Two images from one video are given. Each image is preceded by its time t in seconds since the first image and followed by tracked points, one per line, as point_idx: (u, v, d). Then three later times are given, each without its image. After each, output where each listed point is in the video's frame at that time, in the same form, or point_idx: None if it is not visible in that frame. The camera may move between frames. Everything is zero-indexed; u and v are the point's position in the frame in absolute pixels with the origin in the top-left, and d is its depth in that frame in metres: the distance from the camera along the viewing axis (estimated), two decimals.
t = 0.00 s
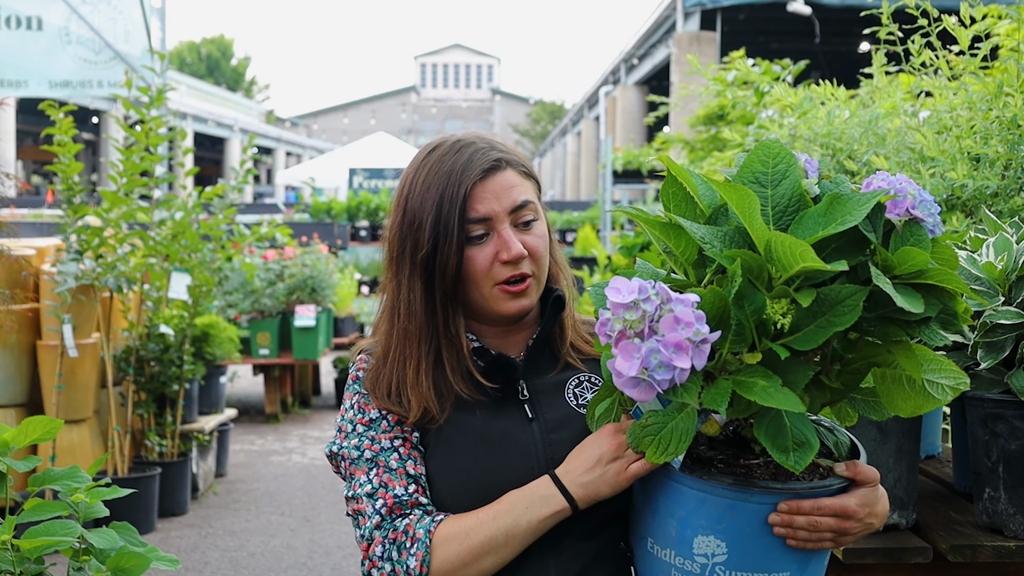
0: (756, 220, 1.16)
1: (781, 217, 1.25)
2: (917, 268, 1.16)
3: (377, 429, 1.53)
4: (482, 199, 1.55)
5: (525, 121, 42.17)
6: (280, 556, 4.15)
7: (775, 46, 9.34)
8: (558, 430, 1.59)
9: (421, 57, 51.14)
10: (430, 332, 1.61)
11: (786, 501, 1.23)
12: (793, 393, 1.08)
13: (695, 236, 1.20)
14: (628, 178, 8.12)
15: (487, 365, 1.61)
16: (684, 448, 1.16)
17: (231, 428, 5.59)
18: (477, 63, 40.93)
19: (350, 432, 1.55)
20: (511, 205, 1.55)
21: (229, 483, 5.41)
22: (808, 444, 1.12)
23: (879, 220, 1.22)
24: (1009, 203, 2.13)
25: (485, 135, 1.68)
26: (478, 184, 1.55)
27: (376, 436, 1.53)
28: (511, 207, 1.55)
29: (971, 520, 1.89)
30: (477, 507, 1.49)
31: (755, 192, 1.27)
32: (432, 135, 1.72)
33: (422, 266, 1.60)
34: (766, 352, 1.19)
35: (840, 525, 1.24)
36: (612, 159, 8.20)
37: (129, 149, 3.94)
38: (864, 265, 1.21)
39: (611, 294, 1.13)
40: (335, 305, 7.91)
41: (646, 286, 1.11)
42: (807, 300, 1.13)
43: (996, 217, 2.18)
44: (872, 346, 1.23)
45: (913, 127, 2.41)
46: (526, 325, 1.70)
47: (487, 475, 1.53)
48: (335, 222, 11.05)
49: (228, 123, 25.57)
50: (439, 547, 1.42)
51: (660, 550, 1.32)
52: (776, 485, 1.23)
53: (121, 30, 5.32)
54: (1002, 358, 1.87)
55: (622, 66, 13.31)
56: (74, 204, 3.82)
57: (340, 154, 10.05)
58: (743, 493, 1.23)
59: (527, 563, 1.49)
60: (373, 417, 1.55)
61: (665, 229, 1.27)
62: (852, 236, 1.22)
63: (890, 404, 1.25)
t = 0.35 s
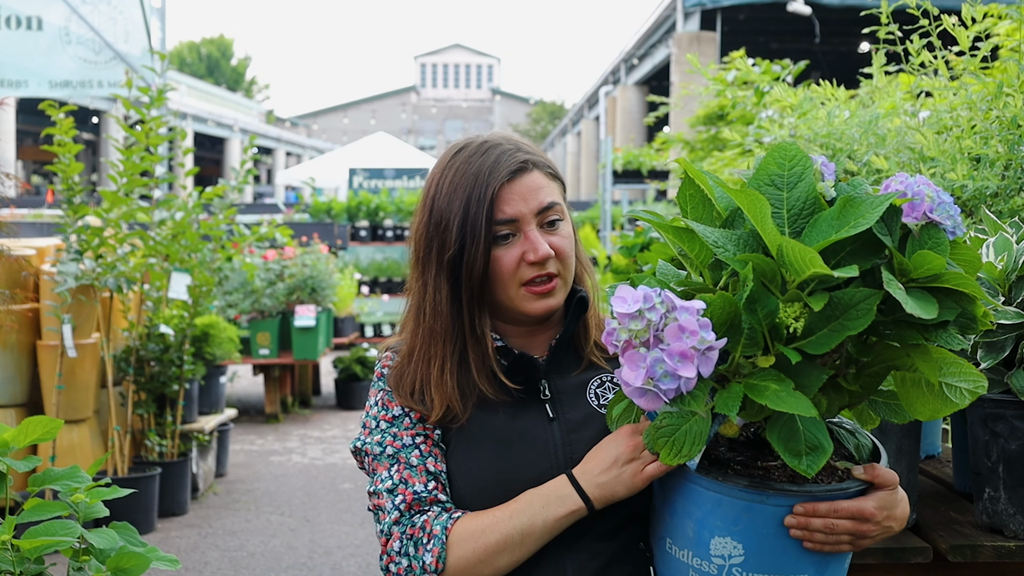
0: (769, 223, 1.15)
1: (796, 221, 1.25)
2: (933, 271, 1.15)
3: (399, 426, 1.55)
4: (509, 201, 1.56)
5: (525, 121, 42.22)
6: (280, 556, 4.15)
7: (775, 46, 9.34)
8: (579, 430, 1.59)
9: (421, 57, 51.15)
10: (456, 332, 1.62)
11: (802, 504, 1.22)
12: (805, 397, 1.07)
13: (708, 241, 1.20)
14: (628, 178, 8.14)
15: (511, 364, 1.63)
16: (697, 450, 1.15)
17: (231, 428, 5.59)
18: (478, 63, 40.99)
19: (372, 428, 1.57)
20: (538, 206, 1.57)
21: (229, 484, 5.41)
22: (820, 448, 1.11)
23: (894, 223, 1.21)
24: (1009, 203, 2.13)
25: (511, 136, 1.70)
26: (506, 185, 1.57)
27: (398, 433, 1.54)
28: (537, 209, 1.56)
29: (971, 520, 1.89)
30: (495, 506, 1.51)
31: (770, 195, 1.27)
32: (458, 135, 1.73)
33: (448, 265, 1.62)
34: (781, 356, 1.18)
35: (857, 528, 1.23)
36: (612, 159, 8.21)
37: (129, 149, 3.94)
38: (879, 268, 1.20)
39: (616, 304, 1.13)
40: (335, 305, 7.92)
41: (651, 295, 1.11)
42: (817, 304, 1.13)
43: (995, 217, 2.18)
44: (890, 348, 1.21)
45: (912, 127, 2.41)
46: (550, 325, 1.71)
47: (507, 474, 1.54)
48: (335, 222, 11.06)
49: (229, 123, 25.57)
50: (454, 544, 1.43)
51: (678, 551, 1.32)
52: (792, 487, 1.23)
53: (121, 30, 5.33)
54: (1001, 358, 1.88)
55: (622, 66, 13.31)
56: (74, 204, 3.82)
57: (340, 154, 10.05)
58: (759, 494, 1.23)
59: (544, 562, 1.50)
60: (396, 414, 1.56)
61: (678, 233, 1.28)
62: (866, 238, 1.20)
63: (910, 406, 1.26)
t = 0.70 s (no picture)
0: (779, 227, 1.15)
1: (810, 225, 1.25)
2: (948, 276, 1.14)
3: (424, 425, 1.56)
4: (525, 204, 1.57)
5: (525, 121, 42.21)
6: (280, 556, 4.15)
7: (775, 46, 9.34)
8: (600, 430, 1.58)
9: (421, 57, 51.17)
10: (477, 332, 1.64)
11: (817, 508, 1.21)
12: (810, 402, 1.07)
13: (720, 242, 1.20)
14: (628, 178, 8.14)
15: (534, 364, 1.62)
16: (707, 451, 1.15)
17: (231, 428, 5.59)
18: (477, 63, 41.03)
19: (401, 427, 1.59)
20: (554, 210, 1.56)
21: (229, 484, 5.41)
22: (829, 452, 1.11)
23: (909, 230, 1.21)
24: (1009, 203, 2.12)
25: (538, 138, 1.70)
26: (523, 188, 1.57)
27: (423, 432, 1.56)
28: (554, 211, 1.56)
29: (971, 520, 1.89)
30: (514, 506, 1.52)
31: (786, 198, 1.27)
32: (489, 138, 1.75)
33: (467, 266, 1.64)
34: (787, 360, 1.18)
35: (874, 533, 1.22)
36: (612, 159, 8.21)
37: (129, 149, 3.94)
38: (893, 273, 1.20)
39: (623, 297, 1.13)
40: (335, 305, 7.92)
41: (657, 290, 1.12)
42: (825, 309, 1.12)
43: (996, 217, 2.17)
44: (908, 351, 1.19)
45: (912, 128, 2.41)
46: (575, 327, 1.70)
47: (529, 474, 1.55)
48: (335, 222, 11.06)
49: (229, 123, 25.58)
50: (473, 543, 1.45)
51: (696, 553, 1.32)
52: (807, 490, 1.22)
53: (121, 30, 5.34)
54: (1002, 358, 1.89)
55: (622, 66, 13.31)
56: (74, 204, 3.82)
57: (340, 154, 10.06)
58: (773, 498, 1.23)
59: (561, 562, 1.50)
60: (422, 413, 1.58)
61: (691, 235, 1.28)
62: (880, 243, 1.20)
63: (930, 412, 1.24)
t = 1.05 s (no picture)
0: (784, 228, 1.15)
1: (819, 227, 1.24)
2: (956, 280, 1.12)
3: (444, 420, 1.58)
4: (522, 209, 1.60)
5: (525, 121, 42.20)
6: (280, 556, 4.15)
7: (775, 47, 9.34)
8: (615, 430, 1.57)
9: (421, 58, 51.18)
10: (486, 334, 1.67)
11: (825, 511, 1.21)
12: (811, 403, 1.07)
13: (726, 242, 1.21)
14: (628, 178, 8.14)
15: (548, 365, 1.64)
16: (712, 451, 1.15)
17: (231, 428, 5.59)
18: (477, 63, 41.08)
19: (422, 422, 1.61)
20: (551, 215, 1.58)
21: (229, 484, 5.41)
22: (831, 454, 1.11)
23: (917, 232, 1.21)
24: (1009, 203, 2.09)
25: (546, 142, 1.72)
26: (519, 194, 1.60)
27: (442, 428, 1.58)
28: (549, 217, 1.58)
29: (971, 520, 1.89)
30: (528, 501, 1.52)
31: (797, 200, 1.27)
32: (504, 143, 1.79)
33: (471, 270, 1.69)
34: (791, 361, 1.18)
35: (883, 538, 1.21)
36: (611, 159, 8.22)
37: (129, 149, 3.94)
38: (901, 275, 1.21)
39: (625, 296, 1.12)
40: (335, 305, 7.93)
41: (658, 289, 1.11)
42: (828, 310, 1.12)
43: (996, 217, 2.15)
44: (917, 356, 1.19)
45: (912, 128, 2.41)
46: (590, 329, 1.68)
47: (543, 471, 1.55)
48: (335, 222, 11.06)
49: (229, 123, 25.59)
50: (485, 538, 1.47)
51: (708, 553, 1.33)
52: (814, 493, 1.22)
53: (121, 30, 5.35)
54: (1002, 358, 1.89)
55: (622, 66, 13.32)
56: (74, 204, 3.82)
57: (340, 154, 10.06)
58: (781, 499, 1.23)
59: (572, 560, 1.51)
60: (442, 409, 1.60)
61: (699, 235, 1.28)
62: (888, 245, 1.21)
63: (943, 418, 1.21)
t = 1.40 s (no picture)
0: (788, 232, 1.15)
1: (824, 229, 1.24)
2: (961, 283, 1.13)
3: (452, 420, 1.58)
4: (504, 211, 1.63)
5: (525, 121, 42.20)
6: (281, 556, 4.15)
7: (775, 47, 9.34)
8: (622, 429, 1.57)
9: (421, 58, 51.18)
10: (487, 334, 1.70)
11: (829, 512, 1.21)
12: (815, 406, 1.07)
13: (730, 246, 1.21)
14: (628, 178, 8.15)
15: (557, 365, 1.64)
16: (717, 453, 1.15)
17: (231, 428, 5.59)
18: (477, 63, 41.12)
19: (431, 421, 1.61)
20: (530, 214, 1.61)
21: (229, 484, 5.40)
22: (836, 457, 1.11)
23: (922, 235, 1.21)
24: (1009, 203, 2.09)
25: (538, 142, 1.74)
26: (502, 197, 1.64)
27: (450, 427, 1.57)
28: (530, 216, 1.61)
29: (972, 520, 1.89)
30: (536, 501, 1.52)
31: (802, 202, 1.27)
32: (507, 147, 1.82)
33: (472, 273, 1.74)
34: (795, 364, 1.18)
35: (888, 540, 1.21)
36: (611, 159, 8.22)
37: (128, 149, 3.94)
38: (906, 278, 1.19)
39: (620, 312, 1.12)
40: (335, 305, 7.93)
41: (653, 304, 1.10)
42: (832, 314, 1.12)
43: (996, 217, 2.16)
44: (922, 359, 1.19)
45: (912, 128, 2.41)
46: (593, 327, 1.69)
47: (551, 470, 1.55)
48: (335, 222, 11.06)
49: (229, 122, 25.59)
50: (492, 538, 1.46)
51: (712, 553, 1.32)
52: (819, 495, 1.22)
53: (121, 30, 5.36)
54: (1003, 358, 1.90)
55: (622, 66, 13.32)
56: (74, 204, 3.81)
57: (340, 154, 10.06)
58: (786, 501, 1.22)
59: (576, 560, 1.51)
60: (451, 408, 1.60)
61: (703, 237, 1.28)
62: (892, 248, 1.20)
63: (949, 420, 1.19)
